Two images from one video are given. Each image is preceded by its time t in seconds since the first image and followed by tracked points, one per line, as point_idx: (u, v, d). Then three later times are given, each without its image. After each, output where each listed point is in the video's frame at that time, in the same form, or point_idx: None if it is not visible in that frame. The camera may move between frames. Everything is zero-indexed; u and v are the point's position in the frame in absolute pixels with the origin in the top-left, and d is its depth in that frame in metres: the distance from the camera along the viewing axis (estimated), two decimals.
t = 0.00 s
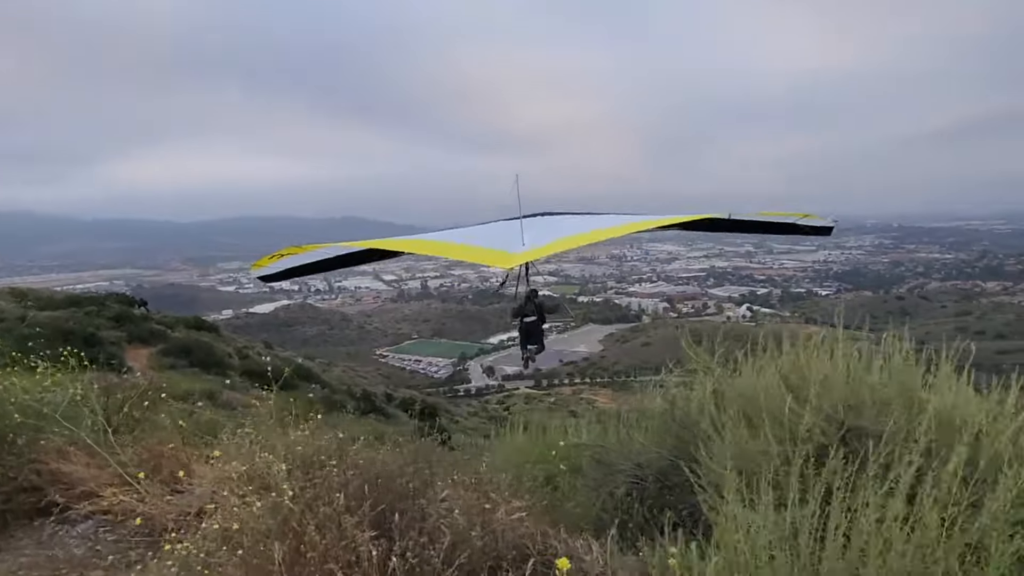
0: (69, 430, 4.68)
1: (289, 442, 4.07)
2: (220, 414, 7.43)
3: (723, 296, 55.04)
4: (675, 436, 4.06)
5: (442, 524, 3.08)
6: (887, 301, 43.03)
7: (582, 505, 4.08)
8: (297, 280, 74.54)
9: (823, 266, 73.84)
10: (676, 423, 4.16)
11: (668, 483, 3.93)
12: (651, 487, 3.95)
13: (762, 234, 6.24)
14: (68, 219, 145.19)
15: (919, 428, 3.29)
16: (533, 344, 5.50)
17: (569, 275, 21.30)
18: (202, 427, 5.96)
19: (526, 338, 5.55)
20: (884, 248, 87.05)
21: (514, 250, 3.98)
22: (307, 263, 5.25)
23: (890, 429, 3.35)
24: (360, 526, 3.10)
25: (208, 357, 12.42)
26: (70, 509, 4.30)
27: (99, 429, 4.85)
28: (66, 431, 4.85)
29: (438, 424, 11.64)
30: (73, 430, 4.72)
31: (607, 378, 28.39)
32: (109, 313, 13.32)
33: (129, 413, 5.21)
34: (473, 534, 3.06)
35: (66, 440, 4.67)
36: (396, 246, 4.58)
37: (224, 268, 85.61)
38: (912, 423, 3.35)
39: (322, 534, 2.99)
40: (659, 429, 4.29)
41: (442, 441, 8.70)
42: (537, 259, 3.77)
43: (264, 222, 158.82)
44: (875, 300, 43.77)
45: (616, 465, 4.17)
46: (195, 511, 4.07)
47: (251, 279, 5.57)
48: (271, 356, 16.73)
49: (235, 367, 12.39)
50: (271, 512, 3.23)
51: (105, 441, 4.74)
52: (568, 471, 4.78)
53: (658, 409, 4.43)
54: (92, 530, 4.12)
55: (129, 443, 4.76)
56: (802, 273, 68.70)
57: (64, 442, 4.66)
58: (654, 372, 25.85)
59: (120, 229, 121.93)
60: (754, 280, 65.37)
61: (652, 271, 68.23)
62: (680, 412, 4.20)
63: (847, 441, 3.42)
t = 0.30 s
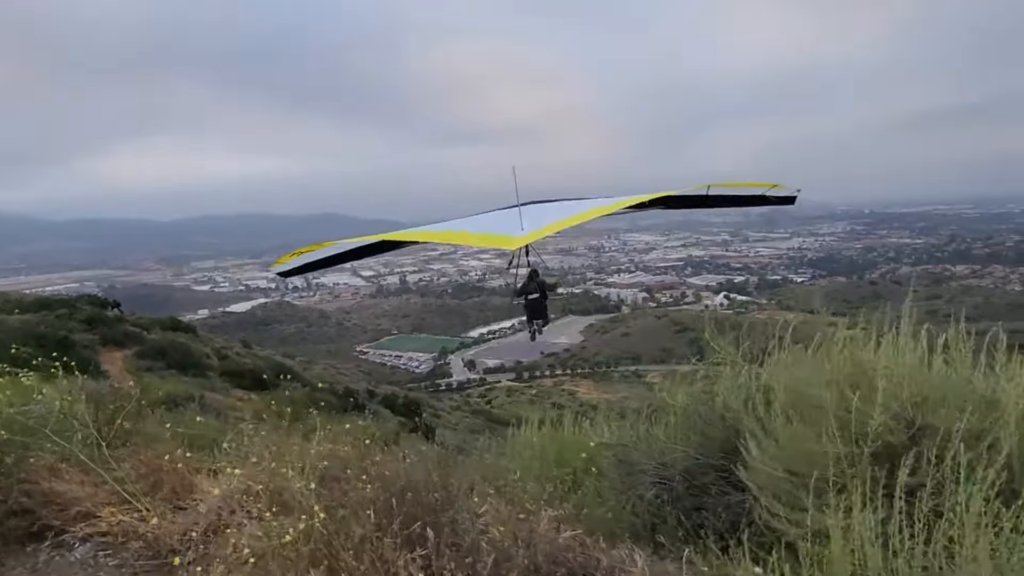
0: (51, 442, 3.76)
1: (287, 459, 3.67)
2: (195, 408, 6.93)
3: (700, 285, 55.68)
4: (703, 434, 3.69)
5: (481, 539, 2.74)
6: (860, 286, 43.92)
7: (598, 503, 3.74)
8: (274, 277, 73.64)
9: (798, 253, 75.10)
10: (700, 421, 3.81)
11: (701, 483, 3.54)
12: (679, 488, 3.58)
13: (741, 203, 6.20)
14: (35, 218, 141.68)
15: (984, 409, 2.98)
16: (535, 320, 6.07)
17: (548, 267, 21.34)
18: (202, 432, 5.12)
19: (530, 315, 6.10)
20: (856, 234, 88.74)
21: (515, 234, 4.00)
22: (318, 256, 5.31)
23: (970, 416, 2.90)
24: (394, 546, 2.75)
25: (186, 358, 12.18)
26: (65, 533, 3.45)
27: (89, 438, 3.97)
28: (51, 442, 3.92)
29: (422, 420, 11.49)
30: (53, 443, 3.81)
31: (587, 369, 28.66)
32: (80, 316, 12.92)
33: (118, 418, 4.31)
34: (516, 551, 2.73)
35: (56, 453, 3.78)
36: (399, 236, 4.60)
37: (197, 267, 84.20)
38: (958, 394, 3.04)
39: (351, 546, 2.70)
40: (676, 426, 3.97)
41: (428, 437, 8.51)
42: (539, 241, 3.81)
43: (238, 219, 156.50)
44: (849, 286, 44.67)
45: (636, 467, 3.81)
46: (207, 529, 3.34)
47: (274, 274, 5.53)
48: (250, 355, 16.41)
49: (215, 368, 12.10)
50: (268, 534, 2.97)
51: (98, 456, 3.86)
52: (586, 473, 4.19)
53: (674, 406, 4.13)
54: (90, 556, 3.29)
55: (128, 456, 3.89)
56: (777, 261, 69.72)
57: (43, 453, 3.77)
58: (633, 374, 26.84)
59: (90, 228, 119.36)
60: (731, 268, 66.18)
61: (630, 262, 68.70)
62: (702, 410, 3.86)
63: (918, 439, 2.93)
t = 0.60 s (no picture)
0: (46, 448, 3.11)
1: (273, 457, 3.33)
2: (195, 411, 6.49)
3: (682, 275, 56.25)
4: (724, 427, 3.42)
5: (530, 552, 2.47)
6: (840, 275, 44.66)
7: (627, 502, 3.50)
8: (257, 272, 73.00)
9: (778, 242, 76.08)
10: (715, 412, 3.58)
11: (729, 479, 3.31)
12: (708, 481, 3.36)
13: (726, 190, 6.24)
14: (10, 216, 139.00)
15: None
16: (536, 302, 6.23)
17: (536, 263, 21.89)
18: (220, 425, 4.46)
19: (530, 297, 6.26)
20: (835, 224, 90.03)
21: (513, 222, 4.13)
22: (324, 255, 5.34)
23: None
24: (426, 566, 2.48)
25: (168, 356, 12.03)
26: (77, 545, 2.85)
27: (93, 438, 3.33)
28: (52, 450, 3.28)
29: (408, 414, 11.48)
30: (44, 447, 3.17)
31: (572, 361, 29.03)
32: (59, 315, 12.75)
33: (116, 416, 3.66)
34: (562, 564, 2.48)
35: (57, 459, 3.14)
36: (405, 230, 4.65)
37: (177, 263, 83.08)
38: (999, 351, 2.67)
39: (387, 550, 2.46)
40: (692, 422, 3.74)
41: (414, 430, 8.43)
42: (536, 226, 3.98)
43: (217, 214, 154.66)
44: (829, 275, 45.31)
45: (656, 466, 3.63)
46: (231, 536, 2.80)
47: (294, 269, 5.51)
48: (233, 351, 16.31)
49: (197, 365, 12.01)
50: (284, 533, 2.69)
51: (104, 460, 3.20)
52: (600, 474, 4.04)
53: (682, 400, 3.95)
54: (105, 571, 2.70)
55: (139, 459, 3.21)
56: (759, 250, 70.46)
57: (36, 458, 3.15)
58: (617, 365, 27.14)
59: (67, 225, 117.33)
60: (713, 259, 66.76)
61: (613, 254, 69.16)
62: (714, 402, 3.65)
63: (980, 440, 2.36)
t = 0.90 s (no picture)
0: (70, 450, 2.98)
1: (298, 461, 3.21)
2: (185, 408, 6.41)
3: (670, 272, 56.55)
4: (757, 421, 3.29)
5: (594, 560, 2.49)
6: (826, 270, 45.12)
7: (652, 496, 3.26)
8: (243, 271, 72.41)
9: (765, 238, 76.69)
10: (745, 403, 3.43)
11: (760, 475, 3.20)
12: (739, 478, 3.23)
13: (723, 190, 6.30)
14: None
15: None
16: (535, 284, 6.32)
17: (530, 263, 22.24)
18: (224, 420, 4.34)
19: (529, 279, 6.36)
20: (821, 219, 90.88)
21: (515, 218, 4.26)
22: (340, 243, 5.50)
23: None
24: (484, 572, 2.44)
25: (156, 356, 11.90)
26: (103, 549, 2.73)
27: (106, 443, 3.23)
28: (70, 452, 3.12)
29: (398, 411, 11.48)
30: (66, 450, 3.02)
31: (561, 357, 29.15)
32: (44, 314, 12.62)
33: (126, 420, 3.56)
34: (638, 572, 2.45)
35: (79, 463, 3.03)
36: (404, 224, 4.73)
37: (161, 262, 82.26)
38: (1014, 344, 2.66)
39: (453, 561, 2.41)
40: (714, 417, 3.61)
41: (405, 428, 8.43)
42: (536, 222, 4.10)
43: (202, 211, 153.29)
44: (815, 270, 45.70)
45: (681, 460, 3.47)
46: (256, 541, 2.72)
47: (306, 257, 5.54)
48: (221, 350, 16.22)
49: (186, 364, 11.96)
50: (325, 540, 2.64)
51: (123, 465, 3.16)
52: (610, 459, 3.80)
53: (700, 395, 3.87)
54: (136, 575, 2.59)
55: (162, 462, 3.19)
56: (746, 246, 70.88)
57: (56, 460, 3.00)
58: (605, 361, 27.23)
59: (48, 223, 115.62)
60: (700, 255, 67.20)
61: (601, 251, 69.38)
62: (744, 392, 3.48)
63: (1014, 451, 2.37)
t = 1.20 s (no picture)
0: (118, 454, 2.69)
1: (310, 474, 2.96)
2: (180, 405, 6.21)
3: (660, 272, 56.80)
4: (797, 424, 3.07)
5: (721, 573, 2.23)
6: (814, 271, 45.51)
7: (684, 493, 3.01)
8: (231, 272, 71.88)
9: (754, 238, 77.27)
10: (783, 407, 3.22)
11: (799, 479, 2.96)
12: (778, 481, 2.98)
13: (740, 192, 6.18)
14: None
15: None
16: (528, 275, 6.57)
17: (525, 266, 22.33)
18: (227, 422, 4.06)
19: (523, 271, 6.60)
20: (808, 220, 91.71)
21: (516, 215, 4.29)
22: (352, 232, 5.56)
23: None
24: None
25: (147, 359, 11.70)
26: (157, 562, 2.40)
27: (154, 450, 2.91)
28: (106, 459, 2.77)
29: (392, 413, 11.36)
30: (113, 456, 2.70)
31: (552, 358, 29.18)
32: (32, 317, 12.39)
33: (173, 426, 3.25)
34: None
35: (127, 471, 2.69)
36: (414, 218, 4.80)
37: (149, 263, 81.52)
38: None
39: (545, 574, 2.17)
40: (745, 424, 3.40)
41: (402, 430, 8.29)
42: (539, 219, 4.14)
43: (190, 212, 152.17)
44: (803, 270, 46.12)
45: (716, 466, 3.24)
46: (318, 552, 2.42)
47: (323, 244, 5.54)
48: (212, 352, 16.00)
49: (177, 367, 11.77)
50: (379, 554, 2.38)
51: (172, 469, 2.79)
52: (633, 455, 3.52)
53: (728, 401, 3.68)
54: None
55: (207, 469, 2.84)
56: (735, 247, 71.36)
57: (103, 467, 2.69)
58: (597, 361, 27.27)
59: (32, 223, 114.35)
60: (690, 255, 67.56)
61: (591, 252, 69.56)
62: (781, 398, 3.26)
63: None
